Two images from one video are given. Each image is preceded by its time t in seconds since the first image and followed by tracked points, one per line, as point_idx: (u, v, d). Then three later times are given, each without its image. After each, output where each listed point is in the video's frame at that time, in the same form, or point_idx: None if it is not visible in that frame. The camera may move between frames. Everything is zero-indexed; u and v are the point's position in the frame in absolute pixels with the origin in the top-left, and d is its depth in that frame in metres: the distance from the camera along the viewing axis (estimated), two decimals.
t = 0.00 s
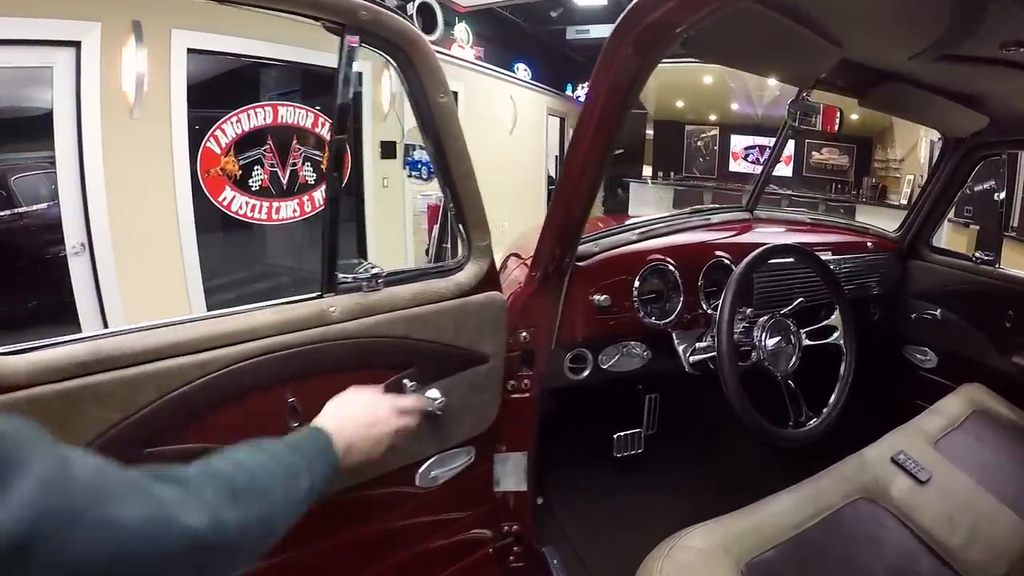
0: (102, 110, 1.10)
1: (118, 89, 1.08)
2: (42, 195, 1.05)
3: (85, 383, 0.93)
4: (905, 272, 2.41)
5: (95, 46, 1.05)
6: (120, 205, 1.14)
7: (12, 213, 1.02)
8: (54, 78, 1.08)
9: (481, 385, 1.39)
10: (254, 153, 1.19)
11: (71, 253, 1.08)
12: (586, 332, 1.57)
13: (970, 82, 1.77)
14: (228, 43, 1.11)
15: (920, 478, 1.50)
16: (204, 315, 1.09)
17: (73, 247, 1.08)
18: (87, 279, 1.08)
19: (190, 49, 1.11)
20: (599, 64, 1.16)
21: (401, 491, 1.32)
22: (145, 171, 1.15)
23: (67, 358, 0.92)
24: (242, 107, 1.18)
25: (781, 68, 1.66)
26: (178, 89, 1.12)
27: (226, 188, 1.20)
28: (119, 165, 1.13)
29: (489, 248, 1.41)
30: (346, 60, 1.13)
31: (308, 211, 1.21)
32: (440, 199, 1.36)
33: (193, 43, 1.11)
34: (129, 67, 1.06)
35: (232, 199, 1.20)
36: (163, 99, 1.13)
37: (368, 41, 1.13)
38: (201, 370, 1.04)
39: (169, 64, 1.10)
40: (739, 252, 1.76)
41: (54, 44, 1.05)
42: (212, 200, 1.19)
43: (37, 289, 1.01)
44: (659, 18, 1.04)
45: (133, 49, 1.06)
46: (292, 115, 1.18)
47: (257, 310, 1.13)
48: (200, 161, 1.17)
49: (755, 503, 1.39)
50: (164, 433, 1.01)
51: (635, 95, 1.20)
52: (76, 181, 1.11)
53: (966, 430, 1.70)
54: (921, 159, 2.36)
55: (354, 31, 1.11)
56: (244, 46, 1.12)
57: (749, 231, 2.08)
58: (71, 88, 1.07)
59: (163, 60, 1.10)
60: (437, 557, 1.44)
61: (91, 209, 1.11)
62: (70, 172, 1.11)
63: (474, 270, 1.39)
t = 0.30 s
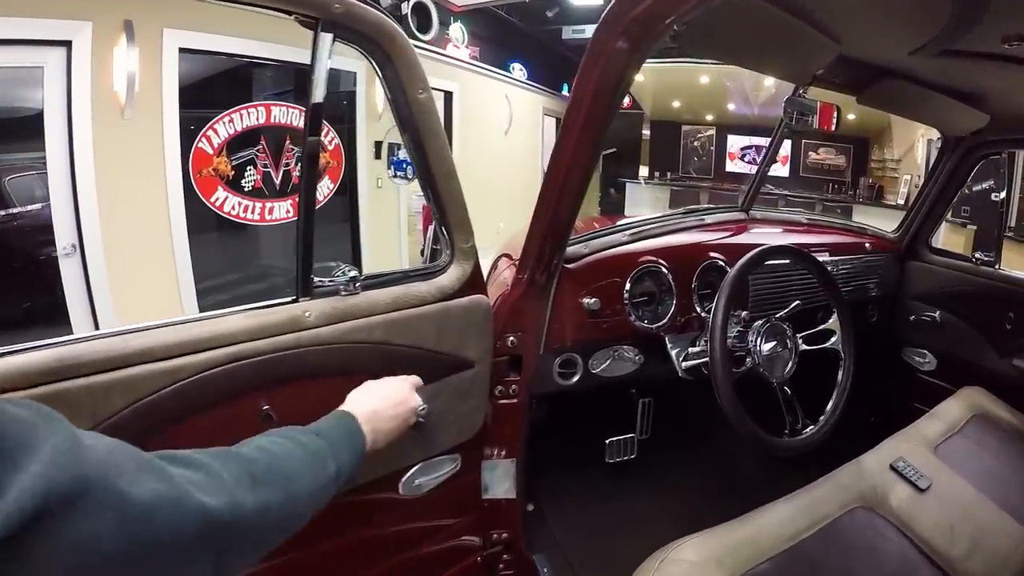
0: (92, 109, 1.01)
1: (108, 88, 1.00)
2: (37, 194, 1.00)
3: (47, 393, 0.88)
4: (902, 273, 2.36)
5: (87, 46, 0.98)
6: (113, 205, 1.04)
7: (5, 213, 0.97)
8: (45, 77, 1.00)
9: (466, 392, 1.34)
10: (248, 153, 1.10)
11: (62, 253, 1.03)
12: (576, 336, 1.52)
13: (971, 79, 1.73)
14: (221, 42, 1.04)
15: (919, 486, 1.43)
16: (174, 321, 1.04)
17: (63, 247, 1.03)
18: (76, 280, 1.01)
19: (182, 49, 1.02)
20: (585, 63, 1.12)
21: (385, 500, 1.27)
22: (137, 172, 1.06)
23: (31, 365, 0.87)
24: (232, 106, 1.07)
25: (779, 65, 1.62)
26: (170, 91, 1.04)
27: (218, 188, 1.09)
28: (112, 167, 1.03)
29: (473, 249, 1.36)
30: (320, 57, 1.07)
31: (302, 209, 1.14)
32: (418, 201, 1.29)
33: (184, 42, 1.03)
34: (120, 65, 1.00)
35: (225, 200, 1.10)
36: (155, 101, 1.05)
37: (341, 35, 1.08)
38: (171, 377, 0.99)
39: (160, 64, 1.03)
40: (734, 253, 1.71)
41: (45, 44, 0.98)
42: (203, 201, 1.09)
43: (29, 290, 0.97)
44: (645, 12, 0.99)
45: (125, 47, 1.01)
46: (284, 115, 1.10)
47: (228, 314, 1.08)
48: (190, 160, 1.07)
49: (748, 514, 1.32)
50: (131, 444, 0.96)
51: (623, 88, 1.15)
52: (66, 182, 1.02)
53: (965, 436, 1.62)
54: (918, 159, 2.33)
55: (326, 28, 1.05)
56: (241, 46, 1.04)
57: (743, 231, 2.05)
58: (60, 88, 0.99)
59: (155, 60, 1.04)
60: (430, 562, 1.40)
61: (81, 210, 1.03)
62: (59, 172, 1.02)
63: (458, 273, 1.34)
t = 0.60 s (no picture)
0: (85, 110, 0.92)
1: (103, 88, 0.92)
2: (35, 194, 0.91)
3: (31, 398, 0.86)
4: (901, 274, 2.34)
5: (81, 46, 0.90)
6: (115, 213, 0.95)
7: (1, 214, 0.90)
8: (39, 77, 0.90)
9: (459, 397, 1.32)
10: (246, 153, 1.05)
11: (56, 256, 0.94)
12: (570, 340, 1.49)
13: (969, 79, 1.71)
14: (217, 43, 1.00)
15: (919, 490, 1.37)
16: (162, 325, 1.01)
17: (59, 249, 0.94)
18: (73, 288, 0.95)
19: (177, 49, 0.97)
20: (578, 64, 1.11)
21: (376, 505, 1.25)
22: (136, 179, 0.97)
23: (13, 370, 0.86)
24: (229, 106, 1.03)
25: (775, 66, 1.61)
26: (166, 91, 0.98)
27: (214, 189, 1.02)
28: (109, 173, 0.94)
29: (465, 251, 1.34)
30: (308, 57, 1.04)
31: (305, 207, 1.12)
32: (412, 203, 1.27)
33: (180, 42, 0.97)
34: (115, 66, 0.92)
35: (223, 201, 1.03)
36: (151, 101, 0.97)
37: (328, 35, 1.05)
38: (157, 384, 0.97)
39: (156, 66, 0.96)
40: (732, 256, 1.69)
41: (35, 43, 0.89)
42: (199, 203, 1.00)
43: (27, 290, 0.91)
44: (638, 9, 0.97)
45: (120, 48, 0.92)
46: (281, 115, 1.07)
47: (215, 319, 1.05)
48: (185, 163, 1.00)
49: (740, 524, 1.28)
50: (117, 450, 0.94)
51: (617, 90, 1.13)
52: (62, 190, 0.93)
53: (965, 439, 1.57)
54: (917, 160, 2.30)
55: (315, 26, 1.02)
56: (236, 46, 1.01)
57: (741, 233, 2.03)
58: (54, 90, 0.90)
59: (151, 60, 0.95)
60: (424, 569, 1.37)
61: (77, 219, 0.94)
62: (54, 181, 0.93)
63: (449, 276, 1.32)
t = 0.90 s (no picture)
0: (81, 111, 0.92)
1: (99, 88, 0.92)
2: (34, 195, 0.90)
3: (17, 402, 0.85)
4: (901, 275, 2.32)
5: (77, 47, 0.90)
6: (110, 213, 0.94)
7: None
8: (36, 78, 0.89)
9: (454, 399, 1.31)
10: (242, 153, 1.04)
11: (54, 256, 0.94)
12: (565, 342, 1.47)
13: (968, 77, 1.70)
14: (211, 43, 0.98)
15: (919, 493, 1.35)
16: (153, 327, 0.99)
17: (56, 249, 0.94)
18: (71, 289, 0.94)
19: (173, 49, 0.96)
20: (573, 62, 1.09)
21: (370, 510, 1.24)
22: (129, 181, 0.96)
23: None
24: (227, 107, 1.03)
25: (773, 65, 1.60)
26: (160, 92, 0.97)
27: (211, 189, 1.02)
28: (104, 175, 0.93)
29: (459, 252, 1.32)
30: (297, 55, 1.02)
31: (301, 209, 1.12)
32: (406, 203, 1.26)
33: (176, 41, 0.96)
34: (112, 66, 0.92)
35: (219, 201, 1.04)
36: (146, 104, 0.96)
37: (319, 33, 1.03)
38: (146, 388, 0.95)
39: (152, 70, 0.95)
40: (729, 256, 1.68)
41: (29, 44, 0.88)
42: (196, 204, 1.01)
43: (25, 290, 0.91)
44: (635, 5, 0.96)
45: (117, 48, 0.92)
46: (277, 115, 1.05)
47: (205, 322, 1.03)
48: (183, 161, 0.99)
49: (737, 528, 1.26)
50: (106, 456, 0.92)
51: (613, 88, 1.12)
52: (59, 192, 0.92)
53: (965, 441, 1.55)
54: (916, 160, 2.29)
55: (303, 25, 1.00)
56: (234, 46, 0.99)
57: (740, 233, 2.01)
58: (49, 89, 0.89)
59: (148, 60, 0.95)
60: (419, 572, 1.35)
61: (74, 221, 0.93)
62: (52, 184, 0.92)
63: (443, 278, 1.30)
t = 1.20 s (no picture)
0: (76, 111, 0.90)
1: (94, 88, 0.89)
2: (32, 193, 0.92)
3: None
4: (900, 272, 2.29)
5: (72, 45, 0.88)
6: (102, 216, 0.93)
7: None
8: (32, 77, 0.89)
9: (443, 398, 1.28)
10: (238, 152, 1.02)
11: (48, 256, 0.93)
12: (557, 340, 1.44)
13: (966, 71, 1.67)
14: (215, 42, 0.99)
15: (919, 494, 1.32)
16: (135, 323, 0.96)
17: (50, 249, 0.93)
18: (65, 287, 0.93)
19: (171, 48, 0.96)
20: (561, 55, 1.06)
21: (357, 511, 1.21)
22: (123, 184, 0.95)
23: None
24: (221, 106, 1.01)
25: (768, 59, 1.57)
26: (157, 92, 0.95)
27: (207, 188, 1.00)
28: (98, 178, 0.93)
29: (448, 248, 1.28)
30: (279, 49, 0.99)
31: (290, 212, 1.09)
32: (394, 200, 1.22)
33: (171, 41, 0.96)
34: (107, 66, 0.89)
35: (218, 202, 1.02)
36: (141, 104, 0.95)
37: (303, 25, 1.00)
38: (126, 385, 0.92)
39: (150, 70, 0.95)
40: (726, 253, 1.65)
41: (25, 43, 0.87)
42: (191, 203, 0.99)
43: (18, 289, 0.91)
44: None
45: (112, 47, 0.90)
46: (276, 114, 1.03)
47: (187, 318, 1.00)
48: (178, 159, 0.97)
49: (733, 529, 1.23)
50: (84, 455, 0.89)
51: (602, 81, 1.10)
52: (53, 191, 0.92)
53: (966, 441, 1.52)
54: (914, 158, 2.27)
55: (286, 20, 0.97)
56: (238, 46, 0.99)
57: (736, 229, 1.99)
58: (44, 88, 0.88)
59: (144, 60, 0.94)
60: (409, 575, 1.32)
61: (70, 223, 0.93)
62: (47, 187, 0.92)
63: (430, 274, 1.26)
